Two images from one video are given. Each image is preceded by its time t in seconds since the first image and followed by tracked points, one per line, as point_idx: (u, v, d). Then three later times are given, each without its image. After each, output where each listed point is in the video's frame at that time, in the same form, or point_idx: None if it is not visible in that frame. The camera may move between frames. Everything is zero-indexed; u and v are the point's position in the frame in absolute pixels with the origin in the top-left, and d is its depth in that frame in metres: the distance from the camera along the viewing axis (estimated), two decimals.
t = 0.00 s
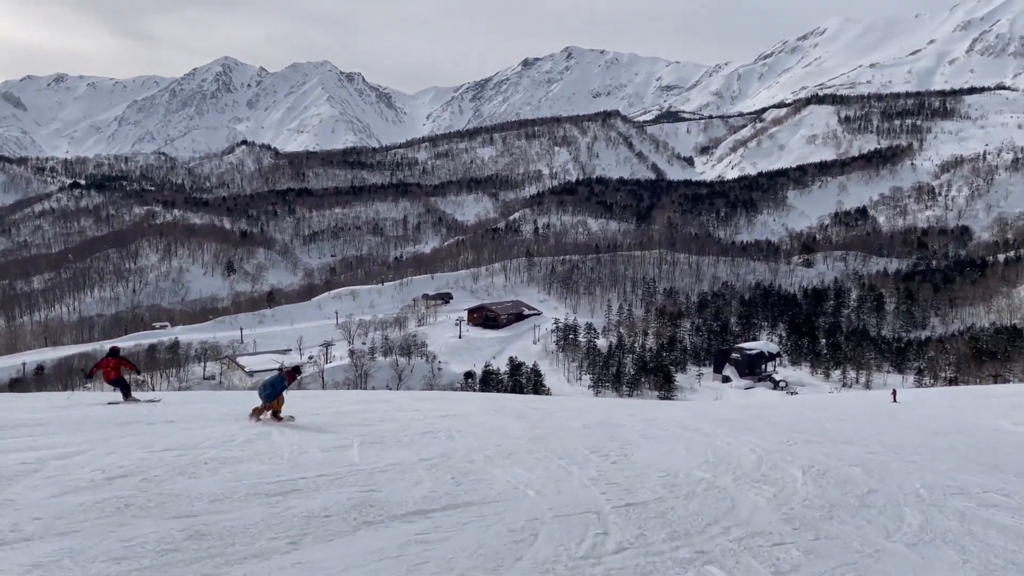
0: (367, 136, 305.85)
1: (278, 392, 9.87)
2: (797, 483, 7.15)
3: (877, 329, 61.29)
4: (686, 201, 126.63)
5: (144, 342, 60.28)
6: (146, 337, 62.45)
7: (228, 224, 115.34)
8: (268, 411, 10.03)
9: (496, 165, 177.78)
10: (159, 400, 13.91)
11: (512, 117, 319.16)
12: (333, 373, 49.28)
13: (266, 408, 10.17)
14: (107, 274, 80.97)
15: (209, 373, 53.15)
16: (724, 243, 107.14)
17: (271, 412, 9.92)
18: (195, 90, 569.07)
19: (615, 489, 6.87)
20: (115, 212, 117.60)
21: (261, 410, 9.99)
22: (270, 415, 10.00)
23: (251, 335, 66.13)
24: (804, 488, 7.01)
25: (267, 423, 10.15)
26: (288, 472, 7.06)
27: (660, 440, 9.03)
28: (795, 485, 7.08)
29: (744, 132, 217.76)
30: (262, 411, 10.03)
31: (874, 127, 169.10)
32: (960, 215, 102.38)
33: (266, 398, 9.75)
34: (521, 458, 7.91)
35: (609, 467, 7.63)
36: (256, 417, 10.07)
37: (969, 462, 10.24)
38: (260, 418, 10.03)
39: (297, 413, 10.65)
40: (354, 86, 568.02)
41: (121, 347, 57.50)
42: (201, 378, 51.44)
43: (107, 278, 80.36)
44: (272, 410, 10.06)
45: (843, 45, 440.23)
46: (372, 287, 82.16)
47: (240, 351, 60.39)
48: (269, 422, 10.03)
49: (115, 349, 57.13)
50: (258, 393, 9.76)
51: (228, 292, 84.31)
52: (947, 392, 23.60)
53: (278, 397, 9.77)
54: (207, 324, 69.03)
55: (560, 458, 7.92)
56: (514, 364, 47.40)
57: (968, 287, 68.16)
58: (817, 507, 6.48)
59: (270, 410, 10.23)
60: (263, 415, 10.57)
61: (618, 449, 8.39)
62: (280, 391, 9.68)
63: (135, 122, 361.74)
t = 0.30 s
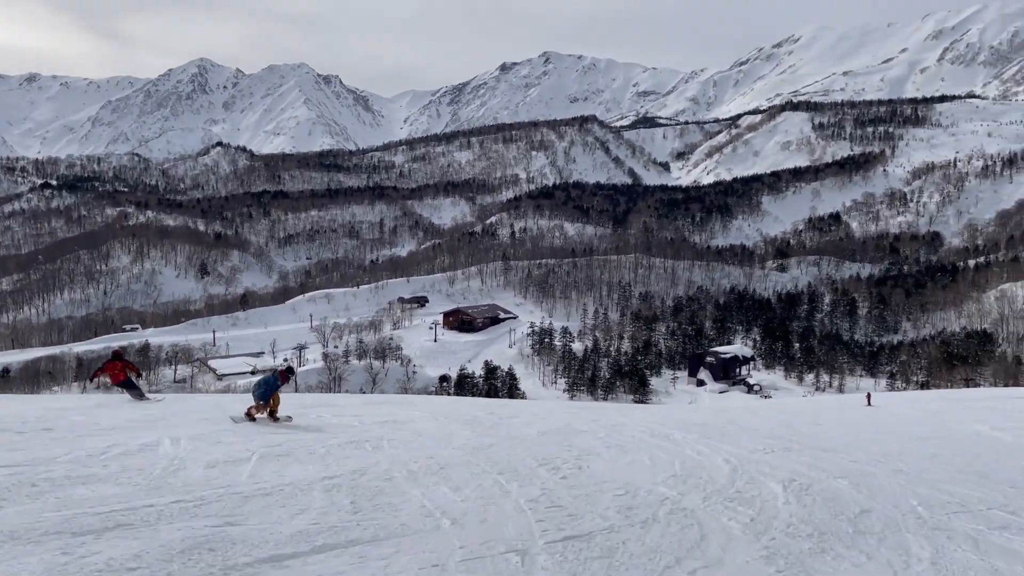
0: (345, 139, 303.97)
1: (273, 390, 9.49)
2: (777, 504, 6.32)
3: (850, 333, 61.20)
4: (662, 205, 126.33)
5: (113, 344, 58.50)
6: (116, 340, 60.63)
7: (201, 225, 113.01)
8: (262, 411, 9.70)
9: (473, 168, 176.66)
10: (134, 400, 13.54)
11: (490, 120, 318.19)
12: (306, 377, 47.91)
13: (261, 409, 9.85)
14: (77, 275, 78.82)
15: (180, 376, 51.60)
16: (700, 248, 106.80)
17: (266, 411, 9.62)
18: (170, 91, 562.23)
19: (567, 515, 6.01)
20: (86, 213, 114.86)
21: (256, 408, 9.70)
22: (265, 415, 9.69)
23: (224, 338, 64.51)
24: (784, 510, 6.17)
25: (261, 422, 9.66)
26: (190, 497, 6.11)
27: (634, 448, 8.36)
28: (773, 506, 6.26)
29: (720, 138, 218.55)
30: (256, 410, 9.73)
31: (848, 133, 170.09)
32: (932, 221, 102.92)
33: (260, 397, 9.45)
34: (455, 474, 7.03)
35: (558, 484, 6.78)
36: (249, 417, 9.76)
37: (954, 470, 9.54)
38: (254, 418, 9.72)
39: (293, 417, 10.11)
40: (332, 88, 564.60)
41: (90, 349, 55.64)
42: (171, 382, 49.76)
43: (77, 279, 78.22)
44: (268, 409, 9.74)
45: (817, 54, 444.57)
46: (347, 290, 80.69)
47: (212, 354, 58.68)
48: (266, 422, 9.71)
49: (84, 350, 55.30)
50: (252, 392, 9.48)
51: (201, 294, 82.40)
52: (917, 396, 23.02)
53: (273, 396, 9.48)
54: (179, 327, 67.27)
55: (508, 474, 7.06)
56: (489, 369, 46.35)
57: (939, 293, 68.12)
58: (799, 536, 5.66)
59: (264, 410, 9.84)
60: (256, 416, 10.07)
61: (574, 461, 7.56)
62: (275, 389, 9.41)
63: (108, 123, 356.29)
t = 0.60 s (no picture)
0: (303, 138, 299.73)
1: (271, 389, 8.96)
2: (757, 529, 5.53)
3: (805, 335, 61.42)
4: (622, 207, 126.32)
5: (60, 345, 56.14)
6: (63, 341, 58.21)
7: (153, 224, 109.79)
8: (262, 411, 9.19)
9: (433, 169, 175.15)
10: (84, 399, 12.76)
11: (450, 120, 316.28)
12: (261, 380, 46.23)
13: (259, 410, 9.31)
14: (23, 275, 75.78)
15: (129, 378, 49.60)
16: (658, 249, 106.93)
17: (265, 411, 9.10)
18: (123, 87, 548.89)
19: (521, 544, 5.16)
20: (32, 211, 110.76)
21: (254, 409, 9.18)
22: (265, 415, 9.17)
23: (176, 339, 62.45)
24: (767, 535, 5.40)
25: (260, 424, 9.10)
26: (64, 528, 5.08)
27: (597, 453, 7.66)
28: (752, 531, 5.48)
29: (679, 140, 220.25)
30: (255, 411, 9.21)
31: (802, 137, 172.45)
32: (885, 225, 104.48)
33: (258, 397, 8.94)
34: (368, 494, 6.10)
35: (495, 506, 5.91)
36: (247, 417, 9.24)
37: (927, 474, 8.99)
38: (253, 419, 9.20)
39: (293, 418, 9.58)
40: (290, 87, 557.05)
41: (35, 350, 53.25)
42: (120, 384, 47.69)
43: (24, 278, 75.20)
44: (268, 409, 9.21)
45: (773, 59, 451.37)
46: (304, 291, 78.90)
47: (164, 355, 56.66)
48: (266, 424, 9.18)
49: (28, 352, 52.89)
50: (251, 391, 8.96)
51: (154, 294, 79.91)
52: (875, 396, 22.67)
53: (271, 396, 8.96)
54: (130, 328, 64.98)
55: (444, 492, 6.18)
56: (447, 371, 45.32)
57: (891, 294, 68.86)
58: (793, 573, 4.83)
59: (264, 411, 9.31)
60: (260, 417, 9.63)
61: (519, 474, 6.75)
62: (273, 389, 8.91)
63: (58, 119, 346.09)
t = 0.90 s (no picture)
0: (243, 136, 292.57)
1: (274, 391, 8.43)
2: (754, 563, 4.65)
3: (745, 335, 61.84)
4: (566, 208, 126.24)
5: None
6: None
7: (83, 224, 105.26)
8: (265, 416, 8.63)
9: (376, 169, 172.64)
10: None
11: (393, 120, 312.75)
12: (197, 385, 44.13)
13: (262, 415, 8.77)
14: None
15: (57, 383, 47.01)
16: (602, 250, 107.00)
17: (270, 416, 8.54)
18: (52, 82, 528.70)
19: None
20: None
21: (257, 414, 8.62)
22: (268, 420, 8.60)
23: (107, 343, 59.64)
24: (764, 571, 4.53)
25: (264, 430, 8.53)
26: None
27: (548, 466, 6.78)
28: (748, 568, 4.58)
29: (622, 142, 222.12)
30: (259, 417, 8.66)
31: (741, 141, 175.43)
32: (820, 226, 106.61)
33: (261, 399, 8.38)
34: (257, 527, 4.91)
35: (427, 543, 4.83)
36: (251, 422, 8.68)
37: (897, 479, 8.45)
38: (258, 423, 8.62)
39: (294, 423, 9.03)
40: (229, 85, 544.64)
41: None
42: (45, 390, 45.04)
43: None
44: (271, 413, 8.66)
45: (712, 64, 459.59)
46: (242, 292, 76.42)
47: (93, 360, 53.98)
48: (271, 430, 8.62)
49: None
50: (251, 393, 8.40)
51: (85, 296, 76.48)
52: (818, 393, 22.42)
53: (275, 398, 8.43)
54: (59, 331, 61.88)
55: (360, 526, 5.05)
56: (391, 372, 44.02)
57: (826, 294, 69.91)
58: None
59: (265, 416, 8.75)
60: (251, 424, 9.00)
61: (459, 496, 5.81)
62: (277, 390, 8.38)
63: None
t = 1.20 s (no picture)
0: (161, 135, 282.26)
1: (280, 398, 8.29)
2: None
3: (669, 333, 61.85)
4: (495, 210, 125.59)
5: None
6: None
7: None
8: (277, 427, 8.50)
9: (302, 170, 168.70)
10: None
11: (320, 120, 306.82)
12: (111, 393, 41.42)
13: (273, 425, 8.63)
14: None
15: None
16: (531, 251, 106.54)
17: (280, 426, 8.41)
18: None
19: None
20: None
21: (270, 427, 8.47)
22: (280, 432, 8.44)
23: (13, 351, 56.03)
24: None
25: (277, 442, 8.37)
26: None
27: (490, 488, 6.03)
28: None
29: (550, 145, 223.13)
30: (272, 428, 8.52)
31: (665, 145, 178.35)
32: (742, 227, 108.89)
33: (269, 407, 8.22)
34: None
35: None
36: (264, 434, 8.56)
37: (856, 479, 8.12)
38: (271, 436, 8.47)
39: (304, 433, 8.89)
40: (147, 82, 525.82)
41: None
42: None
43: None
44: (282, 425, 8.50)
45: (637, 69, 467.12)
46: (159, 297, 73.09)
47: None
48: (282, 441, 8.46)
49: None
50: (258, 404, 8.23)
51: None
52: (746, 389, 22.22)
53: (282, 405, 8.27)
54: None
55: None
56: (318, 377, 42.42)
57: (747, 293, 70.89)
58: None
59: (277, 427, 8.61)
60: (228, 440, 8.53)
61: (400, 533, 4.94)
62: (283, 398, 8.24)
63: None
